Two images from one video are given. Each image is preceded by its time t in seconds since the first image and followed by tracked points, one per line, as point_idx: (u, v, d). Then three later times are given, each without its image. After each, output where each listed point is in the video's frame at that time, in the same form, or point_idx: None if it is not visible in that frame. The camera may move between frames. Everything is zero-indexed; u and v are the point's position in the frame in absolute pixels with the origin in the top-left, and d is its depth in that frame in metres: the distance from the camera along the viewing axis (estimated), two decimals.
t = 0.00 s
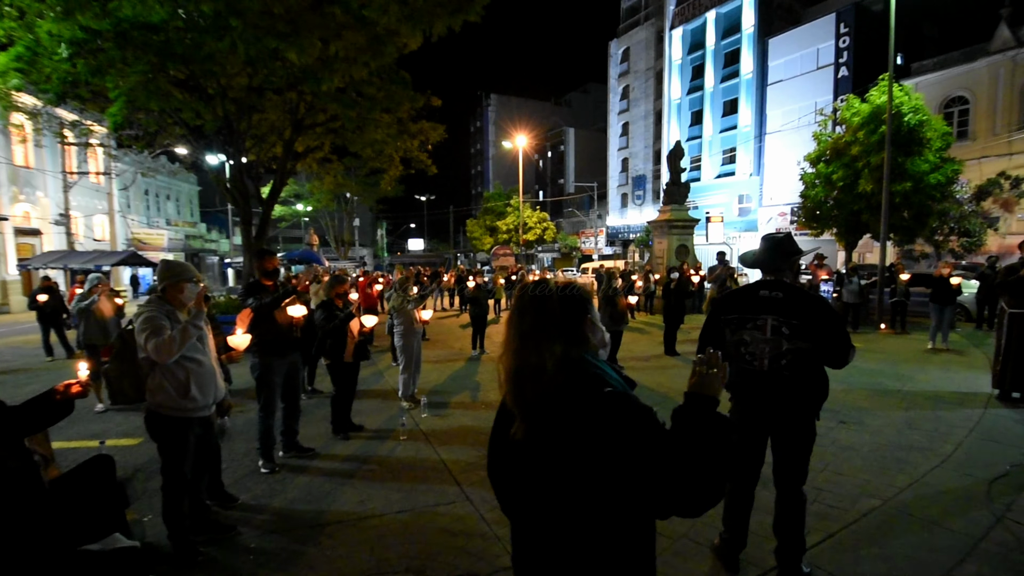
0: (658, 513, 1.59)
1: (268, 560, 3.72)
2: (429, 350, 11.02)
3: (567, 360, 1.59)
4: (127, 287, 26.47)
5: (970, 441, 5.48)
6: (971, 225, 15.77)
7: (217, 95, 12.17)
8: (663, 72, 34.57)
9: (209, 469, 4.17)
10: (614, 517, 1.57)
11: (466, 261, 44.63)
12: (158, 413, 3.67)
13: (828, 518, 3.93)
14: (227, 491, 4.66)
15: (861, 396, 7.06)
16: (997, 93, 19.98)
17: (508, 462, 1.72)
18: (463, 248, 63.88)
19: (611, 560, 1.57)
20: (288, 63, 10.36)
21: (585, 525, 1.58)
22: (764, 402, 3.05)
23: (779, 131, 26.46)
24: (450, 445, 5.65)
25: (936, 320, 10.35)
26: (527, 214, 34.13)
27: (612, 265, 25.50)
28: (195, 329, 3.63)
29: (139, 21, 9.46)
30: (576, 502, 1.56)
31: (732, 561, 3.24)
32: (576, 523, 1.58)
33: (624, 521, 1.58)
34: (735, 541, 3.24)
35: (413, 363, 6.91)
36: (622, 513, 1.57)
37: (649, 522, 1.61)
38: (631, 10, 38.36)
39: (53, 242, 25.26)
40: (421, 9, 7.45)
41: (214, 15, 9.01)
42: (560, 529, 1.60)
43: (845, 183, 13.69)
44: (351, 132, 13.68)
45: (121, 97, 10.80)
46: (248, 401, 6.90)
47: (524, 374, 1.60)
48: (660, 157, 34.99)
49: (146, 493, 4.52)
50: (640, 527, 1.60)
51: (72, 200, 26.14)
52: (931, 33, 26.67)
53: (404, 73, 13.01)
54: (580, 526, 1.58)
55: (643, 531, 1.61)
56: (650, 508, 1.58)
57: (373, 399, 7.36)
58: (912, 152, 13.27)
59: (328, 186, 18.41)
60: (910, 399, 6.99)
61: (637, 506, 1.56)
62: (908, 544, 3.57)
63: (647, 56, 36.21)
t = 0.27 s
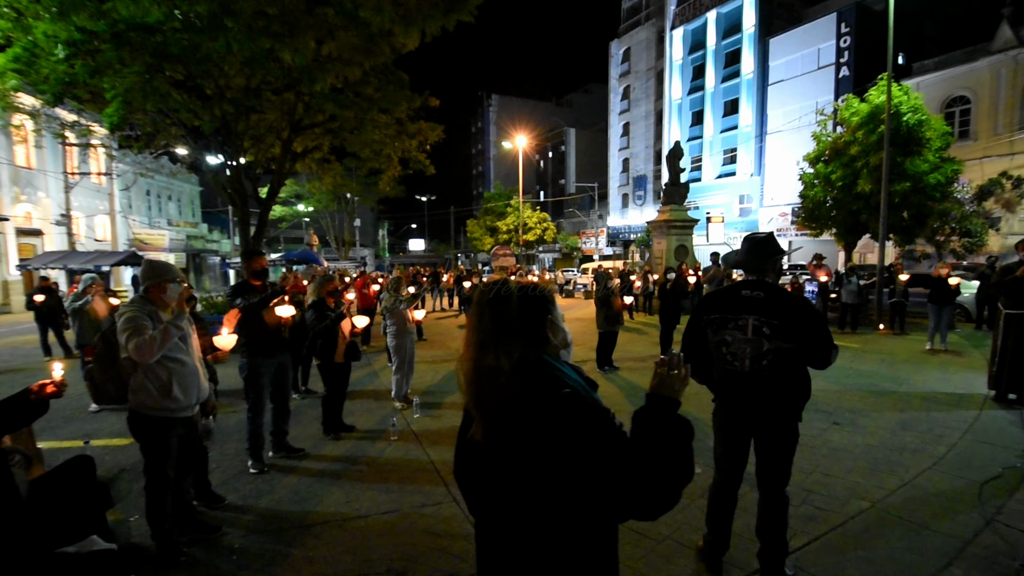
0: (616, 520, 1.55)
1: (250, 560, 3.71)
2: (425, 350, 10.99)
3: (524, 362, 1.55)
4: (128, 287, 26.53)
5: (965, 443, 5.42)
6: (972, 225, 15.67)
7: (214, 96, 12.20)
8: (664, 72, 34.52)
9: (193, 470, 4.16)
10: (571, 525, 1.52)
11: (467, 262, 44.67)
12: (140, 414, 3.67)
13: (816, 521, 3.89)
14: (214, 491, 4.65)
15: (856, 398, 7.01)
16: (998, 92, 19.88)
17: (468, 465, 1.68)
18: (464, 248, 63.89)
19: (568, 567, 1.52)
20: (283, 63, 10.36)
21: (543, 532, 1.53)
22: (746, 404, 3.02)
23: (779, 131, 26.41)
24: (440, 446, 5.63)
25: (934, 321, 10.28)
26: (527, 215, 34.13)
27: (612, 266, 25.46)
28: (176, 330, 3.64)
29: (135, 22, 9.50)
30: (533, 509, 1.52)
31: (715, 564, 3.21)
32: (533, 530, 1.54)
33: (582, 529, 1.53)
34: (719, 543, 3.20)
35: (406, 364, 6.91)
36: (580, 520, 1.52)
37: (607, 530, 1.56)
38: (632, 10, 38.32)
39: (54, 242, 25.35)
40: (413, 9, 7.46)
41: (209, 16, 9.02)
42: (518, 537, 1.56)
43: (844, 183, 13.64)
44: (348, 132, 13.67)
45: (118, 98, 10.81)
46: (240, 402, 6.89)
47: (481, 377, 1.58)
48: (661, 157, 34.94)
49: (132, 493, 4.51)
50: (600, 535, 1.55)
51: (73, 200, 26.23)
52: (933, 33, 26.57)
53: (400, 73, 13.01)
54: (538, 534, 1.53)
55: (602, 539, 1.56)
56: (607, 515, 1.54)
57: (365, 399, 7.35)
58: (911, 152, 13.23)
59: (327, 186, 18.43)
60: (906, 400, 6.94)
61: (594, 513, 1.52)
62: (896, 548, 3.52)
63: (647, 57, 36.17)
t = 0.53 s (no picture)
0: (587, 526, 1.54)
1: (255, 555, 3.78)
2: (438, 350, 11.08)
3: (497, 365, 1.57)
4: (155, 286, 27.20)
5: (985, 452, 5.25)
6: (1003, 225, 15.14)
7: (235, 100, 12.47)
8: (683, 70, 34.18)
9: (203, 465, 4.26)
10: (543, 531, 1.51)
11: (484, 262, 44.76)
12: (150, 410, 3.76)
13: (822, 528, 3.82)
14: (224, 486, 4.75)
15: (872, 403, 6.86)
16: None
17: (444, 466, 1.70)
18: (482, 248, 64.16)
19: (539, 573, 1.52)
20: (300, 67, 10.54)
21: (515, 537, 1.53)
22: (744, 408, 2.98)
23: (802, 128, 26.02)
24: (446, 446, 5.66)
25: (960, 324, 9.99)
26: (544, 215, 34.12)
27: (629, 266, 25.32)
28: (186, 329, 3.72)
29: (157, 29, 9.78)
30: (504, 513, 1.53)
31: (713, 568, 3.17)
32: (504, 534, 1.54)
33: (555, 535, 1.53)
34: (718, 549, 3.16)
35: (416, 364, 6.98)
36: (551, 527, 1.52)
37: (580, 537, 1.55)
38: (651, 9, 38.05)
39: (85, 243, 26.11)
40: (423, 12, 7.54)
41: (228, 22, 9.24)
42: (491, 540, 1.57)
43: (866, 182, 13.36)
44: (364, 134, 13.81)
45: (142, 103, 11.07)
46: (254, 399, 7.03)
47: (455, 380, 1.61)
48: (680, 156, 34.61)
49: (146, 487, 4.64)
50: (572, 542, 1.54)
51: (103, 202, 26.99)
52: (963, 27, 25.84)
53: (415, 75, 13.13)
54: (509, 538, 1.53)
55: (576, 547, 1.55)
56: (579, 522, 1.53)
57: (376, 398, 7.43)
58: (937, 150, 12.88)
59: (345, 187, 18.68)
60: (925, 406, 6.76)
61: (565, 520, 1.51)
62: (903, 557, 3.43)
63: (666, 55, 35.85)
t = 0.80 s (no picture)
0: (561, 524, 1.54)
1: (261, 547, 3.87)
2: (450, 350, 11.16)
3: (471, 364, 1.58)
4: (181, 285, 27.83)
5: (1006, 458, 5.09)
6: None
7: (256, 102, 12.70)
8: (703, 67, 33.78)
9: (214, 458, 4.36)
10: (516, 528, 1.52)
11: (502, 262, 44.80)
12: (161, 404, 3.84)
13: (827, 534, 3.74)
14: (235, 479, 4.86)
15: (891, 407, 6.70)
16: None
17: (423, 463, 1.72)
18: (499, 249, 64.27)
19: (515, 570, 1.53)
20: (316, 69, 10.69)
21: (489, 533, 1.54)
22: (744, 410, 2.93)
23: (825, 126, 25.54)
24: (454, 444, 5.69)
25: (986, 327, 9.70)
26: (561, 215, 34.07)
27: (648, 266, 25.12)
28: (196, 326, 3.79)
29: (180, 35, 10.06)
30: (479, 509, 1.54)
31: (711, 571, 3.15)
32: (479, 530, 1.55)
33: (529, 533, 1.53)
34: (718, 551, 3.14)
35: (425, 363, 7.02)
36: (525, 524, 1.52)
37: (554, 537, 1.55)
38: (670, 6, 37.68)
39: (115, 243, 26.85)
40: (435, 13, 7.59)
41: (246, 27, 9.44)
42: (467, 536, 1.58)
43: (890, 180, 13.04)
44: (380, 135, 13.96)
45: (166, 108, 11.31)
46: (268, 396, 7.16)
47: (430, 378, 1.62)
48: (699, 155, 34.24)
49: (160, 480, 4.76)
50: (546, 541, 1.54)
51: (132, 204, 27.73)
52: (995, 20, 25.05)
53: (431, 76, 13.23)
54: (484, 534, 1.55)
55: (552, 546, 1.55)
56: (553, 521, 1.54)
57: (386, 396, 7.51)
58: (964, 146, 12.52)
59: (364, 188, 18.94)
60: (946, 412, 6.57)
61: (538, 518, 1.52)
62: (911, 566, 3.35)
63: (686, 52, 35.47)
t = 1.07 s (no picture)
0: (529, 522, 1.52)
1: (257, 542, 3.89)
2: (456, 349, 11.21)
3: (440, 359, 1.55)
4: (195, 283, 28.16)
5: (1016, 462, 4.97)
6: None
7: (266, 101, 12.80)
8: (715, 64, 33.48)
9: (213, 453, 4.39)
10: (484, 524, 1.50)
11: (512, 261, 44.81)
12: (160, 399, 3.87)
13: (827, 536, 3.68)
14: (236, 474, 4.89)
15: (899, 409, 6.59)
16: None
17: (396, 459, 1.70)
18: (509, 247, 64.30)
19: (483, 569, 1.51)
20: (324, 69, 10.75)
21: (458, 529, 1.52)
22: (737, 409, 2.88)
23: (840, 123, 25.18)
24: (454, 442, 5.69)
25: (1001, 327, 9.49)
26: (570, 214, 34.00)
27: (658, 265, 24.98)
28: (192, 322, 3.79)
29: (190, 36, 10.17)
30: (447, 505, 1.52)
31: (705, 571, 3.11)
32: (447, 526, 1.53)
33: (498, 530, 1.51)
34: (711, 552, 3.09)
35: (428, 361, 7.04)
36: (493, 520, 1.50)
37: (523, 535, 1.52)
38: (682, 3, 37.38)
39: (130, 241, 27.23)
40: (439, 10, 7.58)
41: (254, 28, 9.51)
42: (436, 532, 1.56)
43: (904, 177, 12.81)
44: (388, 134, 14.02)
45: (176, 107, 11.43)
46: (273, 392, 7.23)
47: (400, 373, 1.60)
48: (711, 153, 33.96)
49: (161, 473, 4.81)
50: (515, 538, 1.52)
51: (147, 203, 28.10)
52: (1015, 14, 24.54)
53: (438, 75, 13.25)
54: (452, 530, 1.53)
55: (522, 543, 1.52)
56: (521, 518, 1.51)
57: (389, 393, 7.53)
58: (981, 143, 12.27)
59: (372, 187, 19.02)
60: (956, 413, 6.46)
61: (507, 515, 1.50)
62: (911, 570, 3.28)
63: (697, 49, 35.17)
